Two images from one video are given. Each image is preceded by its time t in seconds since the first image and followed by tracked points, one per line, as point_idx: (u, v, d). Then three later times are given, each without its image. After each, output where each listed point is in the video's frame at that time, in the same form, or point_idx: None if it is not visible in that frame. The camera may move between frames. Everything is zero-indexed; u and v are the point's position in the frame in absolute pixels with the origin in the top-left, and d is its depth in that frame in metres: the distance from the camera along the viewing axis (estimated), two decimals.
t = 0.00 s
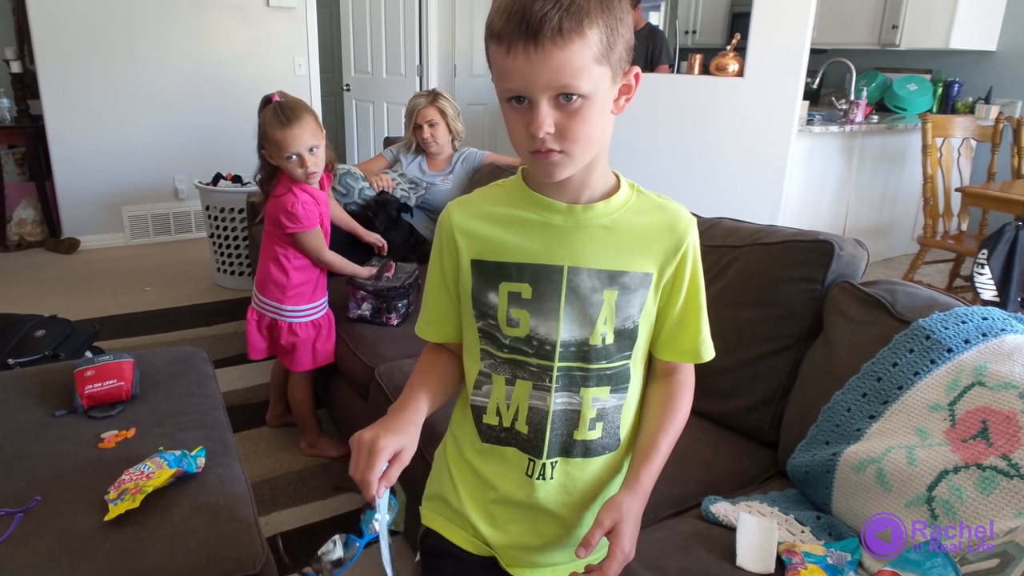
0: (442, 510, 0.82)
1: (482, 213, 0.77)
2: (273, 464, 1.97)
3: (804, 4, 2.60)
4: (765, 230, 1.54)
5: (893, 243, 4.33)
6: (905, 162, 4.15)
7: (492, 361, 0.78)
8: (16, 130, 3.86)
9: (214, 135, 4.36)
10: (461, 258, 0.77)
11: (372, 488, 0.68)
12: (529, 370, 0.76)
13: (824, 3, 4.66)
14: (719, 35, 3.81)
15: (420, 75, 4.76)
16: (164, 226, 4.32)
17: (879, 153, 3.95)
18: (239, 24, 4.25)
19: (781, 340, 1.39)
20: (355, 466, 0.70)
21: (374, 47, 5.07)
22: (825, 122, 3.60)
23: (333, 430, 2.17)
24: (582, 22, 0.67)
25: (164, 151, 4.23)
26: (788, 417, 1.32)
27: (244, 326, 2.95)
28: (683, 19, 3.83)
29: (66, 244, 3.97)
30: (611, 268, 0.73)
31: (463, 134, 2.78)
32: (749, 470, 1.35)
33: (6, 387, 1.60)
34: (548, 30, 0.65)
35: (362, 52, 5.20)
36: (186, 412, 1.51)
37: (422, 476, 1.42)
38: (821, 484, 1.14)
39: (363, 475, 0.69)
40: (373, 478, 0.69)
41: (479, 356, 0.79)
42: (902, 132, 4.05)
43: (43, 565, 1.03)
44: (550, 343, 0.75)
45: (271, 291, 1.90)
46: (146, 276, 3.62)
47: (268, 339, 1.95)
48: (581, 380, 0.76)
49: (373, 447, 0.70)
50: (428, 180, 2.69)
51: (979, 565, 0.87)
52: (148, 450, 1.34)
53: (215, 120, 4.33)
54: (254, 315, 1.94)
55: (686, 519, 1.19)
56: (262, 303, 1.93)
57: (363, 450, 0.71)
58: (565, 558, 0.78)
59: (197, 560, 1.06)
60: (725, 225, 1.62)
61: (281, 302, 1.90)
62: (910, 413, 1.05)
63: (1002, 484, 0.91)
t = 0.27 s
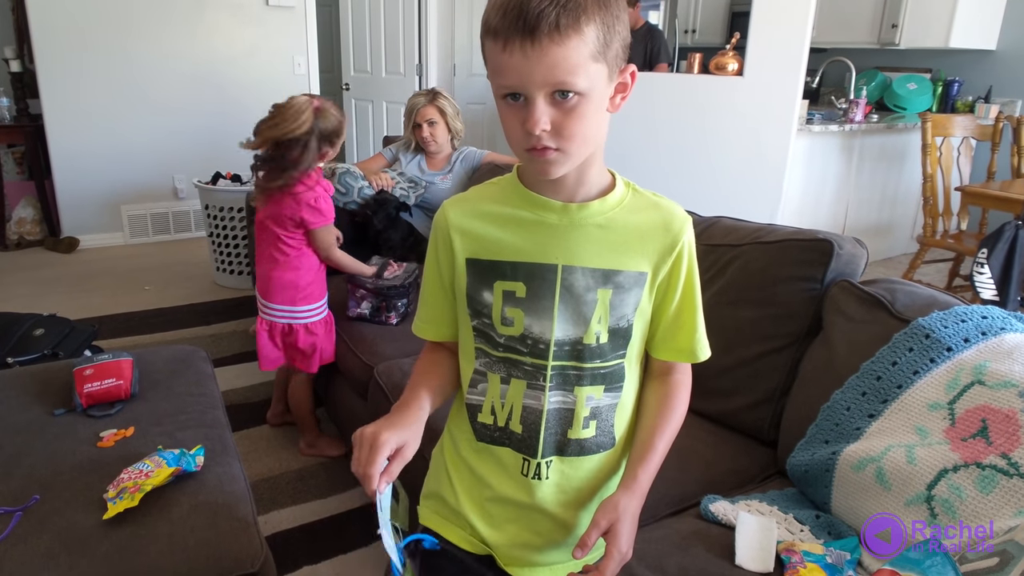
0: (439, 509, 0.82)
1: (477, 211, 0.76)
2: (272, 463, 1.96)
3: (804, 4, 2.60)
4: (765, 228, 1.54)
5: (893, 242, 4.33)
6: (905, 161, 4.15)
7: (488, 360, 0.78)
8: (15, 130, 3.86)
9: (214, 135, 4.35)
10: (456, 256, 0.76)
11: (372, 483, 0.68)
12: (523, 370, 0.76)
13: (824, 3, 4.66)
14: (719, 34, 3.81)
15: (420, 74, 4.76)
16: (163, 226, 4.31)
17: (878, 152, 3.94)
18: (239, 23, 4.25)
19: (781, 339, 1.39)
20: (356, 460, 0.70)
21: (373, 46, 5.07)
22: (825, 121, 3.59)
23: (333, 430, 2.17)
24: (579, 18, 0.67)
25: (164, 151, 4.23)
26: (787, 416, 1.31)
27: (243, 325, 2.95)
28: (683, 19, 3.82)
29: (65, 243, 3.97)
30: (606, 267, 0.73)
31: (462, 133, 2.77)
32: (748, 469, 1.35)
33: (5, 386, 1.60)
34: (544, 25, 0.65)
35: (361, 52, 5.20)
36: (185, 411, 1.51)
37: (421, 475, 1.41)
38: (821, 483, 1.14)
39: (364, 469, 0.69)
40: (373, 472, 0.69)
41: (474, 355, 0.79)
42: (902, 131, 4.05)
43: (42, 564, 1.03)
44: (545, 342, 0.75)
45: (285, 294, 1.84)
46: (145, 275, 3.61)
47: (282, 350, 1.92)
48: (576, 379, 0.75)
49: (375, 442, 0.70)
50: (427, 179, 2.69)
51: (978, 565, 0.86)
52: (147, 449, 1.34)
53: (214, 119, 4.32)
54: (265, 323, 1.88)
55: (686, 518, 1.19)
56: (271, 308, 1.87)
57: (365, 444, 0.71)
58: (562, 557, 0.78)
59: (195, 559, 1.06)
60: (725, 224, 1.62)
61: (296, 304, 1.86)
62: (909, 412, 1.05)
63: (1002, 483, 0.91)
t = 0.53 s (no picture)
0: (437, 510, 0.81)
1: (475, 211, 0.76)
2: (271, 463, 1.96)
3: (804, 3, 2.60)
4: (764, 228, 1.54)
5: (893, 242, 4.33)
6: (905, 161, 4.15)
7: (486, 360, 0.78)
8: (14, 130, 3.86)
9: (214, 134, 4.35)
10: (454, 257, 0.76)
11: (370, 490, 0.68)
12: (523, 370, 0.76)
13: (824, 2, 4.66)
14: (718, 34, 3.81)
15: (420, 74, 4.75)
16: (163, 226, 4.31)
17: (878, 152, 3.94)
18: (239, 22, 4.25)
19: (781, 339, 1.38)
20: (352, 466, 0.69)
21: (373, 46, 5.06)
22: (825, 121, 3.59)
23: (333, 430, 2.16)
24: (582, 15, 0.67)
25: (163, 151, 4.23)
26: (787, 416, 1.31)
27: (243, 325, 2.94)
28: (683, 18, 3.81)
29: (65, 243, 3.97)
30: (605, 267, 0.73)
31: (462, 132, 2.77)
32: (748, 469, 1.34)
33: (4, 386, 1.60)
34: (548, 21, 0.65)
35: (361, 51, 5.19)
36: (184, 410, 1.51)
37: (421, 475, 1.41)
38: (821, 483, 1.14)
39: (362, 477, 0.68)
40: (371, 479, 0.68)
41: (472, 355, 0.79)
42: (902, 131, 4.05)
43: (41, 564, 1.03)
44: (545, 342, 0.75)
45: (306, 293, 1.88)
46: (145, 275, 3.61)
47: (309, 352, 1.92)
48: (575, 379, 0.75)
49: (372, 449, 0.70)
50: (427, 179, 2.69)
51: (979, 564, 0.87)
52: (147, 449, 1.34)
53: (214, 118, 4.32)
54: (289, 326, 1.88)
55: (686, 517, 1.18)
56: (292, 311, 1.88)
57: (360, 450, 0.70)
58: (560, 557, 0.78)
59: (194, 559, 1.06)
60: (724, 224, 1.62)
61: (314, 301, 1.90)
62: (909, 412, 1.05)
63: (1002, 483, 0.90)
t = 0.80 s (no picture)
0: (439, 511, 0.81)
1: (474, 208, 0.76)
2: (272, 463, 1.96)
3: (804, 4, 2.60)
4: (765, 228, 1.54)
5: (893, 242, 4.33)
6: (905, 162, 4.15)
7: (483, 359, 0.78)
8: (15, 130, 3.86)
9: (215, 135, 4.35)
10: (452, 253, 0.76)
11: (364, 480, 0.68)
12: (519, 369, 0.76)
13: (824, 3, 4.66)
14: (719, 34, 3.81)
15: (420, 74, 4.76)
16: (163, 226, 4.31)
17: (879, 152, 3.94)
18: (239, 23, 4.25)
19: (781, 338, 1.38)
20: (347, 459, 0.70)
21: (373, 46, 5.07)
22: (826, 121, 3.59)
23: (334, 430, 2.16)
24: (566, 14, 0.66)
25: (164, 151, 4.23)
26: (788, 415, 1.31)
27: (243, 325, 2.95)
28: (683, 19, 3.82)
29: (65, 243, 3.97)
30: (602, 266, 0.73)
31: (462, 132, 2.78)
32: (748, 468, 1.34)
33: (5, 385, 1.60)
34: (528, 20, 0.65)
35: (361, 51, 5.19)
36: (184, 410, 1.51)
37: (421, 473, 1.41)
38: (821, 482, 1.14)
39: (356, 468, 0.68)
40: (365, 470, 0.68)
41: (469, 353, 0.79)
42: (902, 132, 4.05)
43: (41, 563, 1.03)
44: (540, 341, 0.75)
45: (305, 289, 1.88)
46: (145, 275, 3.61)
47: (310, 348, 1.92)
48: (572, 377, 0.75)
49: (367, 440, 0.70)
50: (427, 179, 2.70)
51: (978, 563, 0.88)
52: (147, 448, 1.34)
53: (214, 119, 4.32)
54: (290, 322, 1.89)
55: (686, 516, 1.18)
56: (293, 307, 1.88)
57: (357, 443, 0.70)
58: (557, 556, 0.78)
59: (194, 558, 1.06)
60: (725, 224, 1.62)
61: (314, 297, 1.90)
62: (910, 411, 1.05)
63: (1002, 482, 0.90)
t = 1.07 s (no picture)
0: (446, 514, 0.81)
1: (475, 216, 0.73)
2: (272, 463, 1.96)
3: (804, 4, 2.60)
4: (765, 228, 1.54)
5: (893, 242, 4.32)
6: (905, 162, 4.15)
7: (502, 363, 0.76)
8: (15, 130, 3.86)
9: (214, 135, 4.35)
10: (462, 266, 0.73)
11: (386, 516, 0.66)
12: (541, 369, 0.74)
13: (824, 3, 4.66)
14: (719, 34, 3.81)
15: (420, 75, 4.76)
16: (163, 226, 4.31)
17: (879, 152, 3.94)
18: (239, 23, 4.26)
19: (781, 338, 1.38)
20: (362, 492, 0.68)
21: (373, 46, 5.07)
22: (826, 121, 3.59)
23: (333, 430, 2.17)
24: (577, 11, 0.66)
25: (164, 151, 4.23)
26: (788, 415, 1.31)
27: (243, 325, 2.95)
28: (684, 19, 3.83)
29: (65, 243, 3.97)
30: (615, 258, 0.73)
31: (463, 132, 2.78)
32: (748, 469, 1.34)
33: (5, 385, 1.60)
34: (548, 22, 0.65)
35: (361, 52, 5.20)
36: (184, 410, 1.51)
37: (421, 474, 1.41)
38: (821, 482, 1.14)
39: (374, 502, 0.67)
40: (386, 506, 0.67)
41: (487, 358, 0.77)
42: (902, 132, 4.05)
43: (41, 563, 1.03)
44: (563, 339, 0.73)
45: (306, 286, 1.89)
46: (145, 275, 3.61)
47: (315, 342, 1.93)
48: (594, 372, 0.75)
49: (385, 471, 0.68)
50: (427, 179, 2.70)
51: (979, 563, 0.88)
52: (147, 448, 1.34)
53: (214, 119, 4.32)
54: (295, 319, 1.89)
55: (686, 516, 1.18)
56: (296, 305, 1.89)
57: (371, 472, 0.68)
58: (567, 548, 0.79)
59: (194, 558, 1.06)
60: (725, 224, 1.62)
61: (314, 293, 1.90)
62: (910, 411, 1.05)
63: (1002, 482, 0.90)
